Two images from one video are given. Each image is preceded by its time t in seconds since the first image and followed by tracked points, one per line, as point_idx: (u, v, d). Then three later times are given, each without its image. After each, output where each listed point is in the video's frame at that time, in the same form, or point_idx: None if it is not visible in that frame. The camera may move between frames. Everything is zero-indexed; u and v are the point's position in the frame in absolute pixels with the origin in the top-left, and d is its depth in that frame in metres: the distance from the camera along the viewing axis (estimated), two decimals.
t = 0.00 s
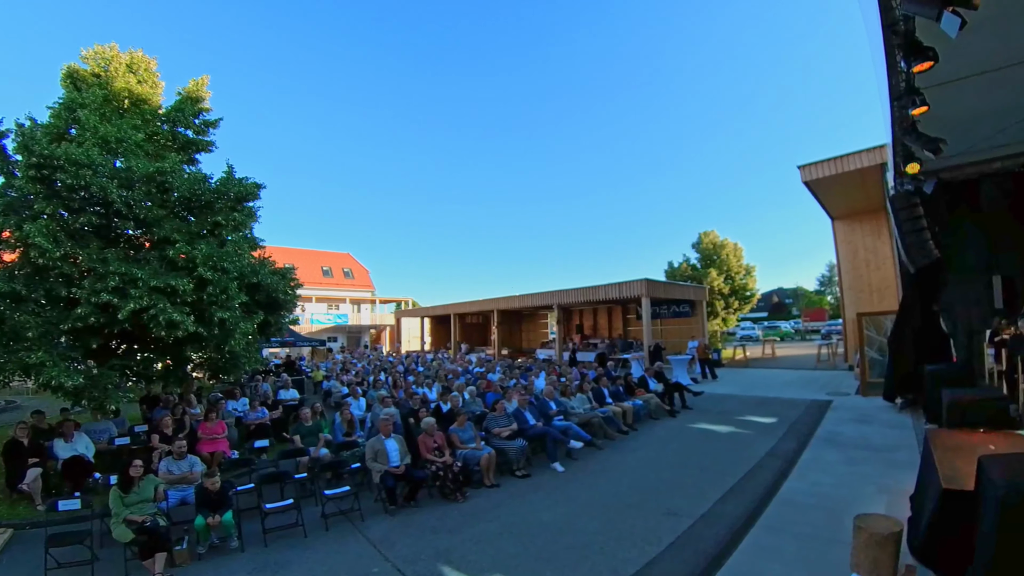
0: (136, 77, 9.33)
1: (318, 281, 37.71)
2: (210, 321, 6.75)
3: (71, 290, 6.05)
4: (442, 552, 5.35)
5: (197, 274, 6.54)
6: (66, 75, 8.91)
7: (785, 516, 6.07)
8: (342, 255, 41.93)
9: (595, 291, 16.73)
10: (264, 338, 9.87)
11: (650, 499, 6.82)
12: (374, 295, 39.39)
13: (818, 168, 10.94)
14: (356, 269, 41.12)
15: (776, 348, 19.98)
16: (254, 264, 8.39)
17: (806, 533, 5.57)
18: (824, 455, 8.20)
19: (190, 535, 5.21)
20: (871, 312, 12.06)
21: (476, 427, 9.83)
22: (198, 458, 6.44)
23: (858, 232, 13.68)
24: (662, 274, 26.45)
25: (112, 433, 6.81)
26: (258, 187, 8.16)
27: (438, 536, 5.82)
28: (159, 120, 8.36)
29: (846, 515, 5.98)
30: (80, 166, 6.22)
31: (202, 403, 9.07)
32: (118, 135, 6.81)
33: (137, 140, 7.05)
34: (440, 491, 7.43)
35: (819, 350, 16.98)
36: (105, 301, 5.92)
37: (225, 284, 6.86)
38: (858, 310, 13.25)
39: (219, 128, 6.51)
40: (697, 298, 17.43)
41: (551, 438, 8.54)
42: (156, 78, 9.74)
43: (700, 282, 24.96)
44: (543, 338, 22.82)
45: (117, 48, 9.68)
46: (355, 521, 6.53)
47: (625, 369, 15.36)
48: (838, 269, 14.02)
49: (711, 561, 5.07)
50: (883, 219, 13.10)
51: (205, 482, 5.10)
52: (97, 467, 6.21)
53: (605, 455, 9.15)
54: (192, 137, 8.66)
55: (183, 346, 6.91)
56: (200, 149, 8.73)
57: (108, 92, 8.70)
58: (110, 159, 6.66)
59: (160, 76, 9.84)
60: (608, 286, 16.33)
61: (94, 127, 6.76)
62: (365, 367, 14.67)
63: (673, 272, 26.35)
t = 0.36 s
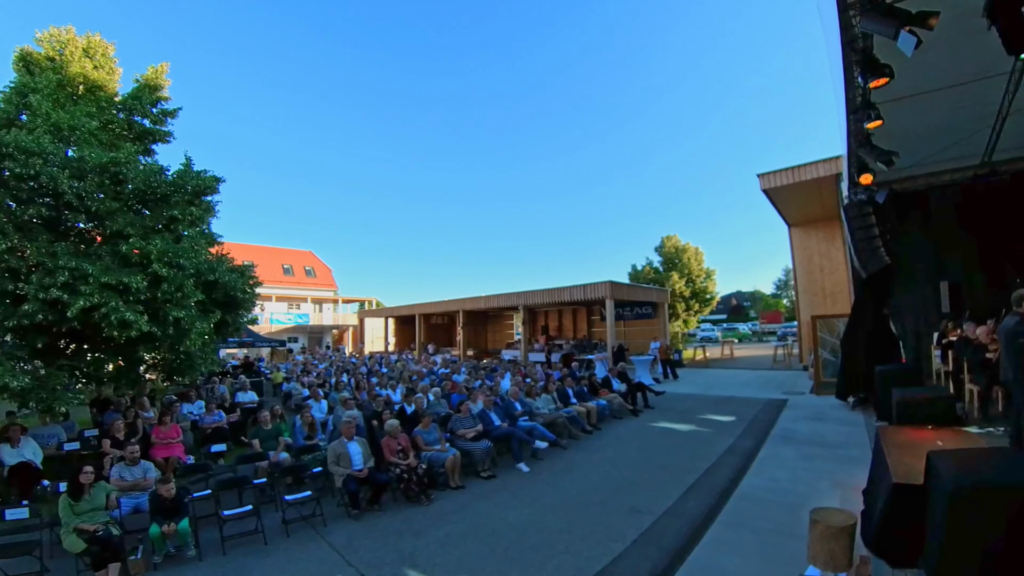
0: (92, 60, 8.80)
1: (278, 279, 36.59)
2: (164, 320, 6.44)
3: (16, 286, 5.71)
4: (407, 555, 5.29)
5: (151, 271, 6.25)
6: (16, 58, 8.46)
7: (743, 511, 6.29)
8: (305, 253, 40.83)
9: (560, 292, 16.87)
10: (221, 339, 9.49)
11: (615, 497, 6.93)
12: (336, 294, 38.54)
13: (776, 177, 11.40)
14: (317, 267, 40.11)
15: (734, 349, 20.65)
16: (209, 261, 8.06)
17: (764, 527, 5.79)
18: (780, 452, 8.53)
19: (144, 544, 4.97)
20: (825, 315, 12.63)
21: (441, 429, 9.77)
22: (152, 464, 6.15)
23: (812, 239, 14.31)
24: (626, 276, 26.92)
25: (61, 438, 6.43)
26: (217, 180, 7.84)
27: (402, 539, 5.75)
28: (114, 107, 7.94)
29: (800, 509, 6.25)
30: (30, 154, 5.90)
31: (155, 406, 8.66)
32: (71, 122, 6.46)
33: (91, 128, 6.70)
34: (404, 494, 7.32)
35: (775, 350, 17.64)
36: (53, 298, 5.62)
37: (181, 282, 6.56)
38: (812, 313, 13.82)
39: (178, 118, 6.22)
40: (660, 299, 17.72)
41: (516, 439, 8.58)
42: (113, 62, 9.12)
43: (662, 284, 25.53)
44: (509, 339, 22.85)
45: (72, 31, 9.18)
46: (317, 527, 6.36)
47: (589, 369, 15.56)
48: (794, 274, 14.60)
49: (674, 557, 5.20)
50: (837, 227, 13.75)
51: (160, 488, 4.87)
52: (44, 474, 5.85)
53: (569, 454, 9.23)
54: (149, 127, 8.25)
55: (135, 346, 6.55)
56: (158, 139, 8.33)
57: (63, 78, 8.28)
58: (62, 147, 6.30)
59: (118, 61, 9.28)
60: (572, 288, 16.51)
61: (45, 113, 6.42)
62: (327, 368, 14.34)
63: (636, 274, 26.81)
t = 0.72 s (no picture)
0: (45, 43, 8.33)
1: (237, 277, 35.21)
2: (115, 319, 6.11)
3: None
4: (371, 560, 5.21)
5: (102, 266, 5.93)
6: None
7: (703, 507, 6.49)
8: (266, 249, 39.42)
9: (526, 293, 16.94)
10: (175, 339, 9.07)
11: (579, 496, 7.02)
12: (297, 293, 37.47)
13: (736, 185, 11.83)
14: (277, 264, 38.85)
15: (694, 349, 21.22)
16: (164, 257, 7.71)
17: (724, 523, 5.98)
18: (738, 449, 8.84)
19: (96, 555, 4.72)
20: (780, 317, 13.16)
21: (404, 431, 9.64)
22: (103, 470, 5.83)
23: (769, 244, 14.91)
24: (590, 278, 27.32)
25: (6, 444, 6.06)
26: (173, 173, 7.49)
27: (367, 544, 5.65)
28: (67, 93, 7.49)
29: (757, 504, 6.50)
30: None
31: (104, 409, 8.23)
32: (22, 108, 6.09)
33: (42, 114, 6.34)
34: (368, 498, 7.20)
35: (732, 351, 18.23)
36: None
37: (134, 278, 6.24)
38: (769, 316, 14.38)
39: (135, 106, 5.92)
40: (623, 302, 18.08)
41: (481, 440, 8.59)
42: (69, 47, 8.71)
43: (625, 286, 26.00)
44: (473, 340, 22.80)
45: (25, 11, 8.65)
46: (277, 533, 6.16)
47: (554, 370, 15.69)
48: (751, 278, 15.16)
49: (638, 553, 5.32)
50: (793, 234, 14.39)
51: (113, 496, 4.63)
52: None
53: (534, 455, 9.28)
54: (104, 115, 7.81)
55: (83, 346, 6.18)
56: (112, 128, 7.88)
57: (15, 60, 7.69)
58: (10, 133, 5.94)
59: (74, 47, 8.84)
60: (538, 289, 16.61)
61: None
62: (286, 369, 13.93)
63: (600, 276, 27.16)
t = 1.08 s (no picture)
0: None
1: (195, 274, 33.63)
2: (64, 317, 5.78)
3: None
4: (335, 566, 5.14)
5: (51, 261, 5.60)
6: None
7: (665, 504, 6.68)
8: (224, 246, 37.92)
9: (491, 294, 16.96)
10: (126, 339, 8.63)
11: (545, 496, 7.12)
12: (258, 292, 36.19)
13: (698, 192, 12.20)
14: (237, 261, 37.38)
15: (655, 350, 21.76)
16: (116, 252, 7.33)
17: (686, 519, 6.17)
18: (698, 447, 9.12)
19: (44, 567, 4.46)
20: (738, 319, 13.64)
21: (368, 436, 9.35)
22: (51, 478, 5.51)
23: (729, 249, 15.46)
24: (556, 280, 27.60)
25: None
26: (129, 164, 7.13)
27: (330, 549, 5.56)
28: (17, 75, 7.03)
29: (717, 500, 6.74)
30: None
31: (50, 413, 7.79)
32: None
33: None
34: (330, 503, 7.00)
35: (693, 352, 18.78)
36: None
37: (85, 274, 5.91)
38: (728, 318, 14.88)
39: (91, 92, 5.62)
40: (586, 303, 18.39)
41: (447, 441, 8.59)
42: (23, 27, 8.18)
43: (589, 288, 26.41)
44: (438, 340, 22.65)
45: None
46: (236, 541, 5.93)
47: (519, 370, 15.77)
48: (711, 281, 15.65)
49: (603, 550, 5.44)
50: (751, 239, 14.97)
51: (63, 504, 4.39)
52: None
53: (500, 456, 9.31)
54: (56, 100, 7.36)
55: (27, 345, 5.82)
56: (65, 115, 7.44)
57: None
58: None
59: (28, 26, 8.30)
60: (504, 290, 16.66)
61: None
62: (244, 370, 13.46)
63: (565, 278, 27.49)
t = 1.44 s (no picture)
0: None
1: (149, 271, 32.04)
2: (9, 314, 5.43)
3: None
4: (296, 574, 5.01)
5: None
6: None
7: (629, 502, 6.84)
8: (180, 242, 36.36)
9: (457, 295, 16.90)
10: (75, 339, 8.17)
11: (510, 497, 7.15)
12: (215, 290, 34.78)
13: (661, 197, 12.56)
14: (193, 258, 35.83)
15: (619, 351, 22.17)
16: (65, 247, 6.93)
17: (649, 516, 6.34)
18: (660, 446, 9.37)
19: None
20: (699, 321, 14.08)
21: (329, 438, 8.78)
22: None
23: (690, 253, 15.97)
24: (522, 281, 27.66)
25: None
26: (82, 154, 6.76)
27: (292, 556, 5.41)
28: None
29: (679, 497, 6.94)
30: None
31: None
32: None
33: None
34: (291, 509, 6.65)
35: (655, 353, 19.24)
36: None
37: (33, 269, 5.57)
38: (689, 319, 15.32)
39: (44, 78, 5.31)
40: (553, 303, 18.61)
41: (412, 442, 8.31)
42: None
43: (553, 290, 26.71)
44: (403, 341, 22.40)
45: None
46: (193, 549, 5.65)
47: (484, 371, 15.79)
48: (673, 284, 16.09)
49: (569, 549, 5.52)
50: (712, 243, 15.52)
51: (11, 512, 4.11)
52: None
53: (465, 457, 9.27)
54: (7, 84, 6.92)
55: None
56: (16, 100, 7.00)
57: None
58: None
59: None
60: (470, 291, 16.63)
61: None
62: (200, 372, 12.94)
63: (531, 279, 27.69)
